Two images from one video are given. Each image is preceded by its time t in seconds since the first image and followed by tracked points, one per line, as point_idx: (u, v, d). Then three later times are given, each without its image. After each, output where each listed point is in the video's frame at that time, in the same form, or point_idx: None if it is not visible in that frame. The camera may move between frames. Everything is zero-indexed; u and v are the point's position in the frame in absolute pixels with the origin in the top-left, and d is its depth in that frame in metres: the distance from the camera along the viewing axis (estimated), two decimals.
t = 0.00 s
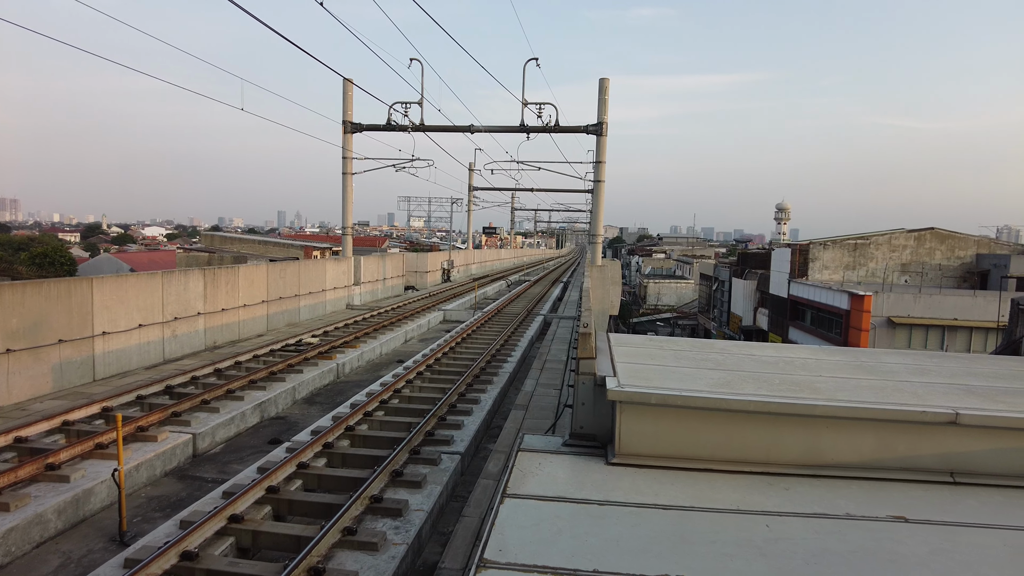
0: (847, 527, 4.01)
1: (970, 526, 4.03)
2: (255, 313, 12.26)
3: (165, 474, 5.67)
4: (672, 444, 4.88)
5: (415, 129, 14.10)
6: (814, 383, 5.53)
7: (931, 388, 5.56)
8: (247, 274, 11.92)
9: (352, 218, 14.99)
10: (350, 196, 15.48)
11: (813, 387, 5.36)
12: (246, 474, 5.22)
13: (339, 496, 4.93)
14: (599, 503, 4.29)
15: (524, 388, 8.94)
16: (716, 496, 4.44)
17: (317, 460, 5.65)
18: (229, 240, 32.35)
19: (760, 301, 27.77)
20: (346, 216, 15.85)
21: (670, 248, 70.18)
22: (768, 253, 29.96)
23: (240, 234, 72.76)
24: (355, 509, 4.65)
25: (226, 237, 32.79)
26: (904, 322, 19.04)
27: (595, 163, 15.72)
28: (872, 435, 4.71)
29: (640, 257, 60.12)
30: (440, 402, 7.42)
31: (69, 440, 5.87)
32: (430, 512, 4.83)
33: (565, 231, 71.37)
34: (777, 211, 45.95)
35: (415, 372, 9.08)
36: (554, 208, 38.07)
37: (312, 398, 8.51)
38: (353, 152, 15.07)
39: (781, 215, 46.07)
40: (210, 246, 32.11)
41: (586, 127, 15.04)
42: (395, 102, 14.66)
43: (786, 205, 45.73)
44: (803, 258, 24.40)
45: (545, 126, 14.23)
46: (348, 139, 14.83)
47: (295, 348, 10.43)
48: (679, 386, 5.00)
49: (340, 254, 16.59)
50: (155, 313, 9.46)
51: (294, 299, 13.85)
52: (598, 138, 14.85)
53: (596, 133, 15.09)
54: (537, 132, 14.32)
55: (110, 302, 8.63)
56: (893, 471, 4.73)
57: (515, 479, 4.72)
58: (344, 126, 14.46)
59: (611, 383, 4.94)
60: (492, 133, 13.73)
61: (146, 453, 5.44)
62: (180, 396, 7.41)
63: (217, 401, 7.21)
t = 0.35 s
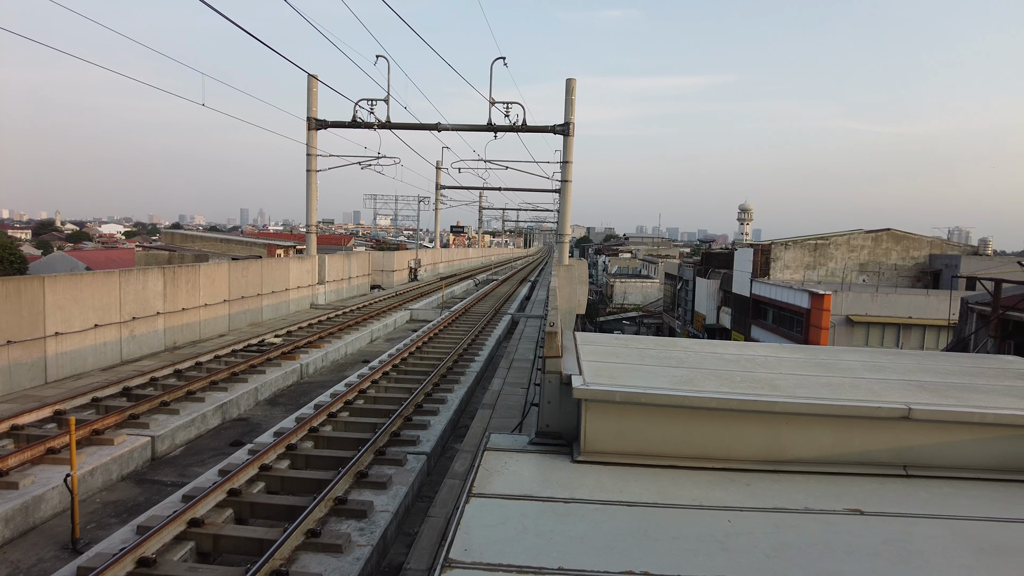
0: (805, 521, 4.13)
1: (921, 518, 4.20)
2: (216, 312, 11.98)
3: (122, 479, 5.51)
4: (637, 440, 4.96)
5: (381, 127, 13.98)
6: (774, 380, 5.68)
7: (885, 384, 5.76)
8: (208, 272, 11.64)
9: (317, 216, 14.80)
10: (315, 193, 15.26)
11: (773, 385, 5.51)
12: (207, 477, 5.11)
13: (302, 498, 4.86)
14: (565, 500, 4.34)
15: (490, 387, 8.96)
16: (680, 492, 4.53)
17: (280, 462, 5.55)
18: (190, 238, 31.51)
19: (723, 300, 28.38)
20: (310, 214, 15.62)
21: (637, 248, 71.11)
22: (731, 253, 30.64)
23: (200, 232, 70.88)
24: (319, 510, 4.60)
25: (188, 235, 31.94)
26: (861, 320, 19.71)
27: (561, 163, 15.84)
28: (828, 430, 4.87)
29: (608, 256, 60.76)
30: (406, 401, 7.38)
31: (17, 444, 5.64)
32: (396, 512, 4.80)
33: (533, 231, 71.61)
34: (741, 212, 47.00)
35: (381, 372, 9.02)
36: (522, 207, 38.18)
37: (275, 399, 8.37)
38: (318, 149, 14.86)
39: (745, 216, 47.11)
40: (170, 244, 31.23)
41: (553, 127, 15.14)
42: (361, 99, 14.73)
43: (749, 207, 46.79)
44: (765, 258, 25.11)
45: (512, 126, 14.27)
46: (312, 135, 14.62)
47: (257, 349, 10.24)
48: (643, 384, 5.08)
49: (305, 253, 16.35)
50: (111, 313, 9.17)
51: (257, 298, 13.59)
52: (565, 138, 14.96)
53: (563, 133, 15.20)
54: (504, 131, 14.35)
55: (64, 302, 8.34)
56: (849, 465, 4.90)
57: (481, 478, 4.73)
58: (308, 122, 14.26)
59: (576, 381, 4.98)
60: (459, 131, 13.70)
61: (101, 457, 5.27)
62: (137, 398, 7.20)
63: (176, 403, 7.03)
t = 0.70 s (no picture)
0: (764, 515, 4.25)
1: (872, 510, 4.37)
2: (174, 313, 11.63)
3: (73, 485, 5.31)
4: (601, 438, 5.03)
5: (345, 124, 13.80)
6: (734, 377, 5.83)
7: (840, 381, 5.97)
8: (166, 271, 11.30)
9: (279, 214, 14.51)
10: (277, 191, 14.97)
11: (733, 382, 5.65)
12: (164, 481, 4.98)
13: (263, 501, 4.78)
14: (529, 499, 4.37)
15: (456, 387, 8.95)
16: (643, 489, 4.60)
17: (240, 464, 5.44)
18: (146, 237, 30.51)
19: (686, 300, 28.92)
20: (272, 212, 15.31)
21: (602, 248, 71.83)
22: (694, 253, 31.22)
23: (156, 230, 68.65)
24: (280, 514, 4.52)
25: (144, 234, 30.89)
26: (818, 319, 20.34)
27: (527, 163, 15.90)
28: (784, 426, 5.02)
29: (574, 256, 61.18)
30: (370, 402, 7.31)
31: None
32: (359, 514, 4.76)
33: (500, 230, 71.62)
34: (703, 213, 47.94)
35: (344, 373, 8.91)
36: (488, 207, 38.17)
37: (235, 401, 8.19)
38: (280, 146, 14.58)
39: (707, 217, 48.05)
40: (125, 243, 30.16)
41: (518, 127, 15.18)
42: (324, 96, 14.54)
43: (711, 207, 47.73)
44: (726, 258, 25.69)
45: (478, 125, 14.26)
46: (274, 132, 14.35)
47: (217, 350, 9.99)
48: (607, 383, 5.15)
49: (267, 252, 16.01)
50: (62, 314, 8.81)
51: (216, 298, 13.24)
52: (530, 138, 15.02)
53: (528, 133, 15.25)
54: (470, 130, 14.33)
55: (12, 302, 7.98)
56: (805, 460, 5.06)
57: (446, 478, 4.72)
58: (270, 119, 13.99)
59: (541, 380, 5.02)
60: (424, 129, 13.62)
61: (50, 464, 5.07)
62: (89, 402, 6.94)
63: (131, 406, 6.81)
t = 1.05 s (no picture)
0: (726, 511, 4.36)
1: (828, 503, 4.52)
2: (132, 313, 11.29)
3: (24, 493, 5.11)
4: (567, 437, 5.08)
5: (309, 121, 13.60)
6: (697, 375, 5.96)
7: (800, 378, 6.15)
8: (124, 271, 10.96)
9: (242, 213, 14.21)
10: (239, 189, 14.66)
11: (696, 380, 5.77)
12: (121, 487, 4.84)
13: (225, 505, 4.69)
14: (496, 498, 4.39)
15: (422, 387, 8.92)
16: (609, 487, 4.67)
17: (201, 468, 5.32)
18: (102, 234, 29.54)
19: (651, 298, 29.38)
20: (234, 210, 14.98)
21: (569, 247, 72.38)
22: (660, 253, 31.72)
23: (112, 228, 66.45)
24: (242, 518, 4.45)
25: (100, 232, 29.90)
26: (780, 317, 20.90)
27: (494, 163, 15.92)
28: (745, 423, 5.15)
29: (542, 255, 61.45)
30: (335, 403, 7.23)
31: None
32: (324, 517, 4.71)
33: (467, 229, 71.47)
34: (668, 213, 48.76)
35: (309, 374, 8.78)
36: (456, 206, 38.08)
37: (197, 404, 8.00)
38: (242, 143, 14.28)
39: (671, 217, 48.84)
40: (80, 241, 29.14)
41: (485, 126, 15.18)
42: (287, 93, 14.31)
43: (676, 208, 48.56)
44: (690, 258, 26.18)
45: (445, 124, 14.22)
46: (236, 129, 14.05)
47: (178, 352, 9.73)
48: (573, 382, 5.21)
49: (229, 251, 15.66)
50: (13, 315, 8.46)
51: (176, 298, 12.90)
52: (497, 138, 15.04)
53: (495, 132, 15.26)
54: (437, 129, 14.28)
55: None
56: (766, 455, 5.20)
57: (412, 479, 4.71)
58: (232, 115, 13.69)
59: (508, 380, 5.05)
60: (391, 127, 13.52)
61: None
62: (41, 406, 6.69)
63: (86, 410, 6.59)
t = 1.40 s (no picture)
0: (705, 508, 4.41)
1: (803, 499, 4.60)
2: (103, 314, 11.01)
3: None
4: (548, 436, 5.10)
5: (286, 120, 13.43)
6: (676, 374, 6.02)
7: (776, 376, 6.25)
8: (95, 271, 10.69)
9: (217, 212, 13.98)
10: (214, 187, 14.41)
11: (674, 379, 5.83)
12: (93, 492, 4.73)
13: (202, 509, 4.61)
14: (476, 499, 4.38)
15: (402, 388, 8.86)
16: (589, 486, 4.69)
17: (177, 472, 5.22)
18: (72, 234, 28.82)
19: (630, 298, 29.61)
20: (209, 209, 14.71)
21: (548, 247, 72.60)
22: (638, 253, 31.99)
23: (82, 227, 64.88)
24: (219, 522, 4.37)
25: (70, 231, 29.19)
26: (756, 316, 21.22)
27: (473, 162, 15.89)
28: (722, 421, 5.22)
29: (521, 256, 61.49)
30: (314, 405, 7.15)
31: None
32: (303, 519, 4.66)
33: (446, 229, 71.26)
34: (646, 213, 49.19)
35: (286, 375, 8.66)
36: (434, 206, 37.94)
37: (172, 406, 7.84)
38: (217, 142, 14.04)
39: (649, 217, 49.29)
40: (48, 241, 28.40)
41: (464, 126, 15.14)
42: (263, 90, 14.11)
43: (653, 208, 49.00)
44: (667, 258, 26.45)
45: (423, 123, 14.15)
46: (211, 127, 13.82)
47: (152, 353, 9.52)
48: (553, 381, 5.22)
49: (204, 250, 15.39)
50: None
51: (150, 299, 12.63)
52: (476, 138, 15.02)
53: (474, 132, 15.22)
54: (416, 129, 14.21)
55: None
56: (743, 453, 5.27)
57: (392, 480, 4.68)
58: (206, 113, 13.46)
59: (488, 380, 5.05)
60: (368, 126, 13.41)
61: None
62: (8, 411, 6.49)
63: (56, 414, 6.41)
